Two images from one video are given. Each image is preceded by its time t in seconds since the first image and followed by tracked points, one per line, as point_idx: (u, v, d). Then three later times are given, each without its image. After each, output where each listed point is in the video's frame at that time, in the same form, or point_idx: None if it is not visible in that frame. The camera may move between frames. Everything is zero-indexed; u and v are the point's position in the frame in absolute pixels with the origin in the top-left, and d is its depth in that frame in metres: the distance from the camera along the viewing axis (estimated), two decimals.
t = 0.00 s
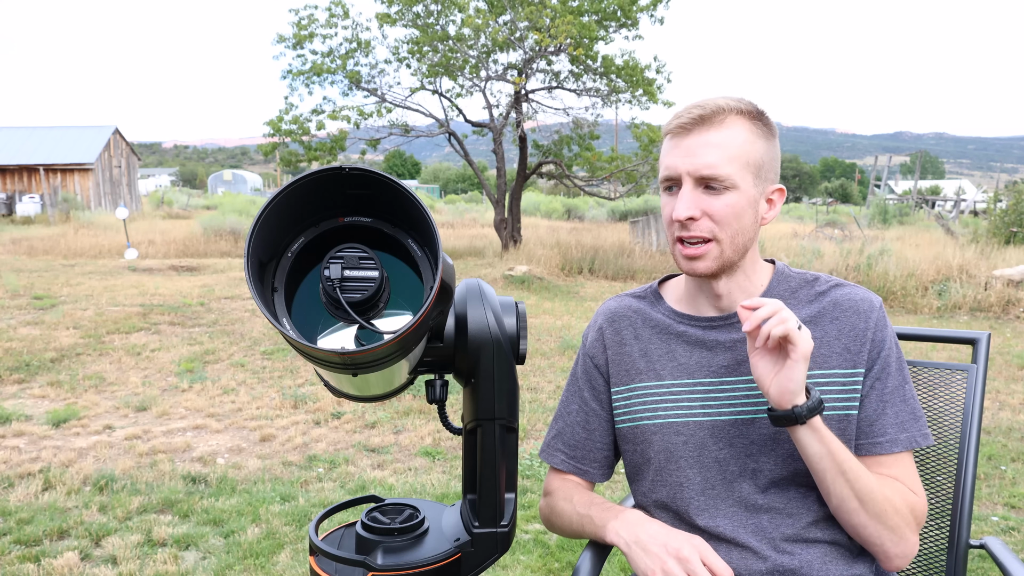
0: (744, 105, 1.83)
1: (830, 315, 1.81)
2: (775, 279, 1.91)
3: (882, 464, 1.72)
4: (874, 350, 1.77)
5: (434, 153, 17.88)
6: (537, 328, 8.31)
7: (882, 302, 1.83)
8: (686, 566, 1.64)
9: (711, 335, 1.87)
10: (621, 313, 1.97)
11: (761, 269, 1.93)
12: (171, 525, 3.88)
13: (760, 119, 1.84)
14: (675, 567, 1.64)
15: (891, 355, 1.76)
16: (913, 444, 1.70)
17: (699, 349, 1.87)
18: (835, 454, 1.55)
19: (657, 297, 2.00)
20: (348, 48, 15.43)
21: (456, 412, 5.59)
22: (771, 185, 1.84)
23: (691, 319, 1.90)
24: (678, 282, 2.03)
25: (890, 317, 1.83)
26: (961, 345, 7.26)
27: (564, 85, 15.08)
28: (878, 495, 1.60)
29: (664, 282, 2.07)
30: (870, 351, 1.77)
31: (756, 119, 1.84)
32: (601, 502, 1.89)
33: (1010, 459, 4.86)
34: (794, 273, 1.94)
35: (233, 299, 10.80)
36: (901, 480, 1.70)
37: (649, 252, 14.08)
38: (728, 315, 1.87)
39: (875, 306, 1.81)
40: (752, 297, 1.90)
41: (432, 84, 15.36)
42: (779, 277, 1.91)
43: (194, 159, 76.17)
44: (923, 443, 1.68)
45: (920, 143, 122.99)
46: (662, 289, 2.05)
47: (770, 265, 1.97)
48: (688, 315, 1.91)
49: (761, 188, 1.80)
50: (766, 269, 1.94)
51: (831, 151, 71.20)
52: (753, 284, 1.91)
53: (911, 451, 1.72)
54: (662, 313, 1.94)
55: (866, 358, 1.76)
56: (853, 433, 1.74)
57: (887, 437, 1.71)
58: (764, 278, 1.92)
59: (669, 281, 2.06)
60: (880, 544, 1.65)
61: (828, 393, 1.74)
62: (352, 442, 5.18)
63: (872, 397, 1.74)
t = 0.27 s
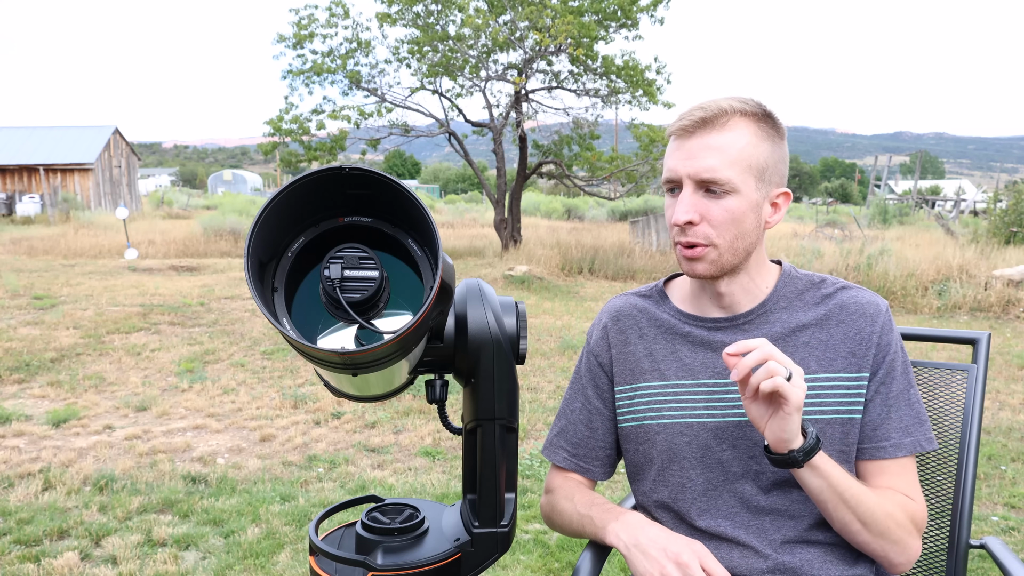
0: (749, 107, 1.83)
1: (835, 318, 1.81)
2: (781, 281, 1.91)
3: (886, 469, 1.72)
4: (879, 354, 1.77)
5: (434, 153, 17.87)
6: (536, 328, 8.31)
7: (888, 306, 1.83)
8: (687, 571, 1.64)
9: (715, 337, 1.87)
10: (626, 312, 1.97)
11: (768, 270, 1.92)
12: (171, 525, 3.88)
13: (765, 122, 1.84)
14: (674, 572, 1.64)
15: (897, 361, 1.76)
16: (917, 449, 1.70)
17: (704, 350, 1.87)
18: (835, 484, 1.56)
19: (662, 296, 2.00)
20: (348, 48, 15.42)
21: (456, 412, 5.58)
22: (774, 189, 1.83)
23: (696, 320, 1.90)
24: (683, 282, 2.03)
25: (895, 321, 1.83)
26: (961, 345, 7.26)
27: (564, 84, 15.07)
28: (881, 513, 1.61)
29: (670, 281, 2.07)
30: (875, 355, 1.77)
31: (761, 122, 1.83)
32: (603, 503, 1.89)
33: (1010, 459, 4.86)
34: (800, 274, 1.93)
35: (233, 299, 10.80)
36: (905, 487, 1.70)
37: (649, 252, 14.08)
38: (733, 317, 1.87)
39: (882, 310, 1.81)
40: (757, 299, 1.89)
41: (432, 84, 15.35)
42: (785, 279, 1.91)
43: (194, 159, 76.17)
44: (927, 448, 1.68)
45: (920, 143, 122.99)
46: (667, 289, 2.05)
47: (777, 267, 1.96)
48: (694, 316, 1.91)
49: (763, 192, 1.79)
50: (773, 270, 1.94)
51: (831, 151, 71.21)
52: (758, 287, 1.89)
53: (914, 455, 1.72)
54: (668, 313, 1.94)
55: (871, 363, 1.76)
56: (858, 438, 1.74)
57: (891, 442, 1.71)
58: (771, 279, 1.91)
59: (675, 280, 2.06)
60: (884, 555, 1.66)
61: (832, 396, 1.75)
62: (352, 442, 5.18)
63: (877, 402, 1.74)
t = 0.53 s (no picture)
0: (749, 109, 1.82)
1: (835, 319, 1.81)
2: (781, 281, 1.91)
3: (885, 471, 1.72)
4: (879, 355, 1.77)
5: (434, 153, 17.87)
6: (536, 328, 8.31)
7: (888, 306, 1.83)
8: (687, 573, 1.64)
9: (715, 338, 1.87)
10: (626, 312, 1.96)
11: (769, 272, 1.92)
12: (171, 525, 3.88)
13: (765, 125, 1.83)
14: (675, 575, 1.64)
15: (897, 362, 1.75)
16: (918, 450, 1.70)
17: (703, 351, 1.87)
18: (830, 496, 1.56)
19: (662, 297, 1.99)
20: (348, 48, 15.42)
21: (456, 412, 5.59)
22: (773, 192, 1.83)
23: (696, 321, 1.90)
24: (683, 282, 2.03)
25: (895, 321, 1.83)
26: (961, 345, 7.26)
27: (564, 84, 15.06)
28: (878, 520, 1.61)
29: (670, 282, 2.07)
30: (874, 357, 1.77)
31: (760, 124, 1.83)
32: (603, 503, 1.89)
33: (1010, 459, 4.86)
34: (801, 275, 1.93)
35: (233, 299, 10.80)
36: (905, 489, 1.70)
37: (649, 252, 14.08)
38: (733, 319, 1.87)
39: (881, 311, 1.81)
40: (757, 300, 1.89)
41: (432, 84, 15.35)
42: (785, 279, 1.91)
43: (194, 159, 76.16)
44: (927, 449, 1.68)
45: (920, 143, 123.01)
46: (667, 289, 2.05)
47: (777, 267, 1.96)
48: (694, 317, 1.91)
49: (762, 195, 1.79)
50: (773, 271, 1.94)
51: (831, 151, 71.24)
52: (758, 288, 1.89)
53: (914, 456, 1.72)
54: (668, 313, 1.94)
55: (870, 364, 1.76)
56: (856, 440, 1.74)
57: (891, 444, 1.71)
58: (772, 280, 1.91)
59: (674, 281, 2.06)
60: (883, 559, 1.67)
61: (831, 398, 1.75)
62: (352, 442, 5.18)
63: (876, 403, 1.74)
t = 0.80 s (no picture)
0: (744, 108, 1.82)
1: (836, 318, 1.81)
2: (781, 280, 1.91)
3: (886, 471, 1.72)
4: (879, 355, 1.77)
5: (434, 153, 17.86)
6: (536, 328, 8.31)
7: (888, 306, 1.83)
8: None
9: (715, 337, 1.87)
10: (626, 312, 1.96)
11: (769, 271, 1.92)
12: (171, 525, 3.88)
13: (760, 123, 1.83)
14: None
15: (898, 362, 1.75)
16: (920, 449, 1.70)
17: (703, 350, 1.87)
18: (827, 484, 1.56)
19: (662, 296, 1.99)
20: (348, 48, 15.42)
21: (456, 412, 5.59)
22: (771, 190, 1.83)
23: (696, 320, 1.90)
24: (683, 282, 2.03)
25: (896, 320, 1.83)
26: (961, 345, 7.27)
27: (564, 84, 15.06)
28: (878, 514, 1.61)
29: (669, 282, 2.07)
30: (875, 356, 1.77)
31: (756, 123, 1.83)
32: (602, 504, 1.89)
33: (1010, 459, 4.86)
34: (801, 274, 1.94)
35: (233, 299, 10.80)
36: (906, 488, 1.70)
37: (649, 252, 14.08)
38: (733, 318, 1.87)
39: (882, 310, 1.81)
40: (757, 299, 1.89)
41: (432, 84, 15.34)
42: (785, 279, 1.91)
43: (194, 159, 76.16)
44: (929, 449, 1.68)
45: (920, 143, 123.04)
46: (667, 289, 2.05)
47: (777, 267, 1.96)
48: (693, 316, 1.91)
49: (759, 193, 1.79)
50: (773, 270, 1.94)
51: (831, 151, 71.27)
52: (758, 287, 1.89)
53: (916, 456, 1.72)
54: (667, 313, 1.94)
55: (871, 363, 1.76)
56: (857, 439, 1.74)
57: (893, 443, 1.71)
58: (771, 279, 1.91)
59: (674, 281, 2.06)
60: (884, 556, 1.67)
61: (831, 398, 1.75)
62: (352, 442, 5.18)
63: (878, 402, 1.74)
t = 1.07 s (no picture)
0: (747, 109, 1.82)
1: (838, 319, 1.81)
2: (783, 280, 1.90)
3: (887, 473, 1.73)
4: (882, 357, 1.77)
5: (434, 153, 17.86)
6: (536, 328, 8.31)
7: (891, 308, 1.83)
8: None
9: (716, 336, 1.87)
10: (628, 311, 1.96)
11: (770, 271, 1.92)
12: (171, 525, 3.88)
13: (764, 123, 1.83)
14: None
15: (901, 364, 1.75)
16: (922, 452, 1.70)
17: (704, 350, 1.87)
18: (827, 494, 1.56)
19: (664, 295, 1.99)
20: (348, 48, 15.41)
21: (456, 412, 5.59)
22: (776, 190, 1.82)
23: (697, 319, 1.90)
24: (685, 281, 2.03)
25: (899, 322, 1.83)
26: (961, 345, 7.27)
27: (564, 85, 15.05)
28: (878, 521, 1.61)
29: (671, 281, 2.07)
30: (877, 358, 1.77)
31: (760, 123, 1.82)
32: (603, 504, 1.89)
33: (1010, 459, 4.86)
34: (803, 275, 1.94)
35: (233, 299, 10.80)
36: (907, 491, 1.71)
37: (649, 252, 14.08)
38: (735, 317, 1.87)
39: (885, 312, 1.81)
40: (759, 299, 1.89)
41: (432, 84, 15.34)
42: (788, 279, 1.91)
43: (194, 159, 76.15)
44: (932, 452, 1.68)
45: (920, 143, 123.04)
46: (669, 288, 2.05)
47: (780, 267, 1.96)
48: (695, 315, 1.91)
49: (763, 194, 1.79)
50: (775, 270, 1.94)
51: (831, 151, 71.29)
52: (760, 286, 1.89)
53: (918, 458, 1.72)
54: (668, 312, 1.94)
55: (873, 365, 1.76)
56: (858, 441, 1.74)
57: (895, 446, 1.71)
58: (773, 280, 1.91)
59: (676, 280, 2.06)
60: (884, 561, 1.67)
61: (833, 399, 1.75)
62: (352, 442, 5.18)
63: (880, 405, 1.74)
